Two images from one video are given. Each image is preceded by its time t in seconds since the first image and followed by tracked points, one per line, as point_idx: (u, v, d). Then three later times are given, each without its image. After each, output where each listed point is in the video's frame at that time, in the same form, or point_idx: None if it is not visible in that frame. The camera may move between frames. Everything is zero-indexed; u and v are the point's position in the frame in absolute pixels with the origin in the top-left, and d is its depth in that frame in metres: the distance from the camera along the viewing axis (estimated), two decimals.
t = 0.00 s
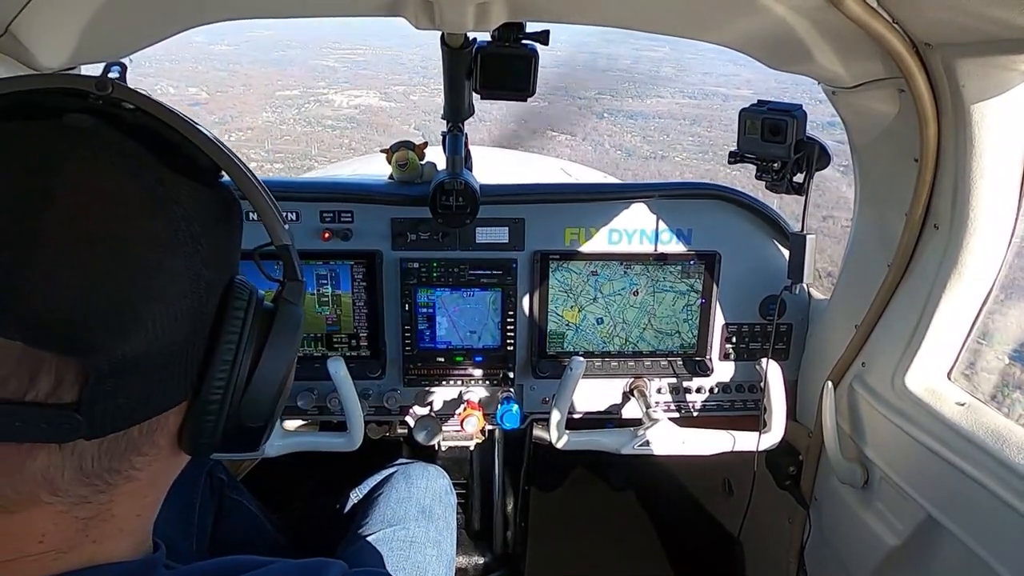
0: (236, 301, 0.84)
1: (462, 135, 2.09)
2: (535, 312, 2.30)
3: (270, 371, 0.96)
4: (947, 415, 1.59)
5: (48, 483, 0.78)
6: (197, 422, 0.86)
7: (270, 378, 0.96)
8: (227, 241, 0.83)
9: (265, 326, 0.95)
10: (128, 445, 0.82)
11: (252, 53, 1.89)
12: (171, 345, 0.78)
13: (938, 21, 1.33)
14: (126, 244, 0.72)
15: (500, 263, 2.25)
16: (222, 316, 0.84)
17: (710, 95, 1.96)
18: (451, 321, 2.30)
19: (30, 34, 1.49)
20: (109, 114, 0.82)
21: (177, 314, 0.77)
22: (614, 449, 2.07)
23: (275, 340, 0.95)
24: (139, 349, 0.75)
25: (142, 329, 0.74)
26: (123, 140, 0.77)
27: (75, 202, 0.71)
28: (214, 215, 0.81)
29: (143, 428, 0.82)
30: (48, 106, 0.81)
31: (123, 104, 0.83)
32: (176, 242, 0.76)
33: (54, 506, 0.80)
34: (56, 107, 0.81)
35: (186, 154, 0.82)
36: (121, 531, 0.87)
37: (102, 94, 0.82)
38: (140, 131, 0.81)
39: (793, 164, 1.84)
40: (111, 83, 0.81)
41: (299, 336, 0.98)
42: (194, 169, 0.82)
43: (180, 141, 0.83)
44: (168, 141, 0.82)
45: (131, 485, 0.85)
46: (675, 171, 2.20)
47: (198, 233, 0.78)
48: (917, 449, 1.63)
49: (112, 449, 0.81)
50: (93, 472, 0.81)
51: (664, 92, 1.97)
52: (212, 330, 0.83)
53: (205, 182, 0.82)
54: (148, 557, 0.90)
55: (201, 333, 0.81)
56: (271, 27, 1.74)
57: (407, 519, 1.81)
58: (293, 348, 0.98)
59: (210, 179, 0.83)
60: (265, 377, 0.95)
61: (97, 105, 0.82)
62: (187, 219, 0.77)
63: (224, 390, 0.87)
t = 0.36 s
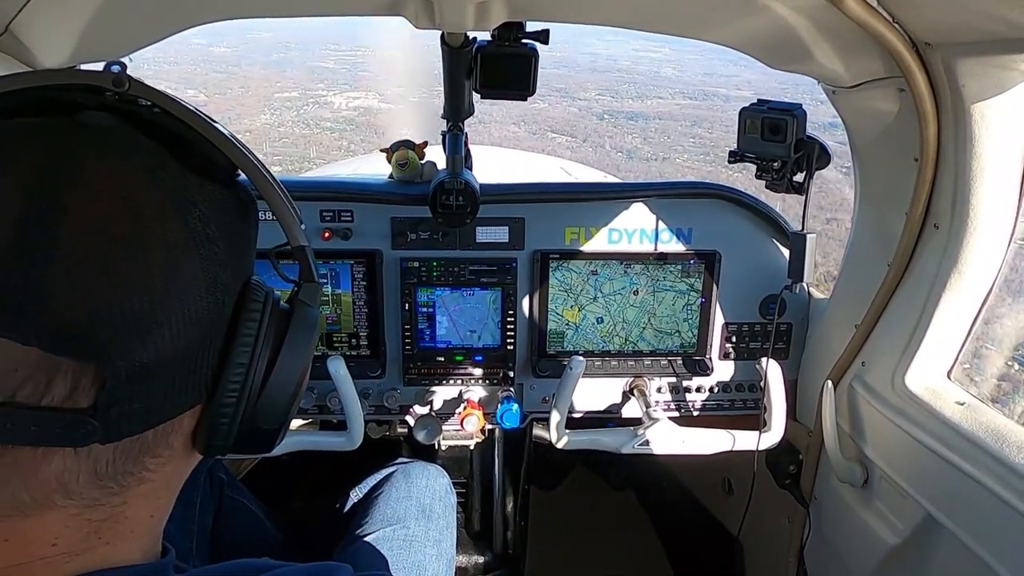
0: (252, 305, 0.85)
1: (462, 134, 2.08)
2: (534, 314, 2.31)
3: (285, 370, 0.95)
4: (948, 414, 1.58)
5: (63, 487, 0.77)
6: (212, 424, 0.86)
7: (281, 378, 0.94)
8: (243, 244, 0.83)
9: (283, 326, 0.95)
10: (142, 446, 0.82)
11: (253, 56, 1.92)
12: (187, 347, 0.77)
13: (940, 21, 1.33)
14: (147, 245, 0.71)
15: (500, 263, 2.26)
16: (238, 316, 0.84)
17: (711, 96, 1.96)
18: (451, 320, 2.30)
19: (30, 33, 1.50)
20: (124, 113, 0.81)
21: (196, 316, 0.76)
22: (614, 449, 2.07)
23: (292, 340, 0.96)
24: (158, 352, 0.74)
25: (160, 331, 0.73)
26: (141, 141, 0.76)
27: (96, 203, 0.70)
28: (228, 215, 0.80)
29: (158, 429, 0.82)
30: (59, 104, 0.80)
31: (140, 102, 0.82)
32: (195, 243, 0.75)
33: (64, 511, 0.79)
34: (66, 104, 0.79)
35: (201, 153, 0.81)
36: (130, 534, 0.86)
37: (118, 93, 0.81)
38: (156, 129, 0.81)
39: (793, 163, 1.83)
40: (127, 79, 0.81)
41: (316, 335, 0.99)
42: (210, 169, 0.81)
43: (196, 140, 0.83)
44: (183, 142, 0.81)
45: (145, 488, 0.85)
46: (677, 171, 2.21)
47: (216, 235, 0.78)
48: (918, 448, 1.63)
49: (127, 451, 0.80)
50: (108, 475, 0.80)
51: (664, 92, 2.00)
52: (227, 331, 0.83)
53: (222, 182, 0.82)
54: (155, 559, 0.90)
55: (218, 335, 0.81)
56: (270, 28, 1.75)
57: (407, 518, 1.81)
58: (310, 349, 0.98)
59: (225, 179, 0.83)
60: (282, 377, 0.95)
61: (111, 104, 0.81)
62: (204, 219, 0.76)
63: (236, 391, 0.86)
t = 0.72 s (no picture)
0: (255, 314, 0.73)
1: (462, 135, 2.08)
2: (535, 320, 2.31)
3: (295, 389, 0.81)
4: (948, 415, 1.58)
5: (35, 505, 0.72)
6: (211, 448, 0.76)
7: (299, 397, 0.81)
8: (247, 254, 0.72)
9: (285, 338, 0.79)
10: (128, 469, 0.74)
11: (249, 59, 1.90)
12: (169, 369, 0.69)
13: (939, 21, 1.33)
14: (126, 260, 0.63)
15: (500, 264, 2.26)
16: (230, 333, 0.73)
17: (709, 100, 1.97)
18: (451, 321, 2.30)
19: (30, 33, 1.46)
20: (125, 99, 0.70)
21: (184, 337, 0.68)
22: (615, 450, 2.06)
23: (296, 352, 0.80)
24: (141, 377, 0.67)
25: (127, 351, 0.65)
26: (135, 135, 0.66)
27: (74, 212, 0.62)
28: (226, 223, 0.69)
29: (140, 447, 0.73)
30: (55, 90, 0.70)
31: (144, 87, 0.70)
32: (180, 256, 0.66)
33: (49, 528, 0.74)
34: (62, 87, 0.70)
35: (205, 147, 0.70)
36: (132, 555, 0.79)
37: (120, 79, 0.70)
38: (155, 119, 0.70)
39: (793, 164, 1.83)
40: (131, 65, 0.70)
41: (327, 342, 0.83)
42: (217, 166, 0.70)
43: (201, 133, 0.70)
44: (185, 131, 0.70)
45: (137, 509, 0.77)
46: (675, 176, 2.21)
47: (209, 246, 0.68)
48: (919, 449, 1.63)
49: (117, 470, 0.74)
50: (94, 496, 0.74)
51: (663, 97, 1.99)
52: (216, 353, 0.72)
53: (230, 182, 0.71)
54: None
55: (205, 356, 0.71)
56: (270, 28, 1.75)
57: (408, 520, 1.81)
58: (319, 359, 0.83)
59: (234, 178, 0.71)
60: (291, 398, 0.81)
61: (113, 90, 0.70)
62: (192, 229, 0.66)
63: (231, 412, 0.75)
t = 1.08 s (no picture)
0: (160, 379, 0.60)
1: (462, 134, 2.08)
2: (534, 325, 2.32)
3: (196, 492, 0.63)
4: (947, 414, 1.58)
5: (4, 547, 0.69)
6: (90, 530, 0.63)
7: (202, 504, 0.64)
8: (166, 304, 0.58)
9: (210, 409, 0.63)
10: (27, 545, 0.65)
11: (244, 56, 1.87)
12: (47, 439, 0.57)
13: (939, 20, 1.33)
14: None
15: (500, 262, 2.26)
16: (135, 392, 0.60)
17: (705, 100, 1.98)
18: (451, 320, 2.30)
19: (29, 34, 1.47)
20: (66, 80, 0.57)
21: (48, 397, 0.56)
22: (614, 449, 2.06)
23: (203, 445, 0.63)
24: None
25: None
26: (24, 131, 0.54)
27: None
28: (125, 265, 0.56)
29: (16, 532, 0.63)
30: (0, 58, 0.59)
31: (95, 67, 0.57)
32: (40, 301, 0.53)
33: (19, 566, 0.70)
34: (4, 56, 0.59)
35: (136, 159, 0.57)
36: None
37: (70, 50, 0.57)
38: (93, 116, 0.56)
39: (792, 163, 1.83)
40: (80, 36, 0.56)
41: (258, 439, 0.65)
42: (144, 187, 0.57)
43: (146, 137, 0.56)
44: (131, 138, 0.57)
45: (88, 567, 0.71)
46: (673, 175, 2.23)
47: (88, 292, 0.55)
48: (919, 449, 1.63)
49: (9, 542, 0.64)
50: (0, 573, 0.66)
51: (659, 96, 2.02)
52: (100, 420, 0.59)
53: (165, 210, 0.57)
54: None
55: (84, 421, 0.58)
56: (270, 25, 1.76)
57: (408, 518, 1.81)
58: (241, 458, 0.65)
59: (165, 205, 0.57)
60: (187, 502, 0.63)
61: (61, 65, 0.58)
62: (60, 268, 0.53)
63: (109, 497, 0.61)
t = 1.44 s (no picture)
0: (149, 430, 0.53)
1: (462, 135, 2.08)
2: (534, 329, 2.32)
3: (181, 552, 0.56)
4: (948, 415, 1.58)
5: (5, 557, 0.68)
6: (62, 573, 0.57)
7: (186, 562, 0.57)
8: (154, 357, 0.51)
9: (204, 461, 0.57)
10: None
11: (245, 62, 1.91)
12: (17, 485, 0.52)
13: (939, 21, 1.33)
14: None
15: (500, 263, 2.26)
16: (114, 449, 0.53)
17: (703, 106, 1.97)
18: (451, 321, 2.30)
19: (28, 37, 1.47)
20: (71, 109, 0.52)
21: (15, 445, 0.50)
22: (614, 451, 2.06)
23: (192, 504, 0.56)
24: None
25: None
26: (13, 153, 0.49)
27: None
28: (109, 310, 0.49)
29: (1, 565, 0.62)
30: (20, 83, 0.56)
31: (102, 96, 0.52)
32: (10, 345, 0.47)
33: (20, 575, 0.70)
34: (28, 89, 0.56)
35: (131, 192, 0.51)
36: None
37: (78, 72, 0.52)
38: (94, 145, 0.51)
39: (792, 164, 1.83)
40: (89, 62, 0.52)
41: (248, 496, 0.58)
42: (138, 226, 0.50)
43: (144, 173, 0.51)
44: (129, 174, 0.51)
45: None
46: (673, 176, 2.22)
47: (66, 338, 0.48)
48: (919, 450, 1.62)
49: None
50: None
51: (658, 101, 1.99)
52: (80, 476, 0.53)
53: (162, 254, 0.51)
54: None
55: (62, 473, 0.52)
56: (270, 27, 1.76)
57: (408, 520, 1.80)
58: (229, 518, 0.58)
59: (161, 245, 0.51)
60: (167, 560, 0.56)
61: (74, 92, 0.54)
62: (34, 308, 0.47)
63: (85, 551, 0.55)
